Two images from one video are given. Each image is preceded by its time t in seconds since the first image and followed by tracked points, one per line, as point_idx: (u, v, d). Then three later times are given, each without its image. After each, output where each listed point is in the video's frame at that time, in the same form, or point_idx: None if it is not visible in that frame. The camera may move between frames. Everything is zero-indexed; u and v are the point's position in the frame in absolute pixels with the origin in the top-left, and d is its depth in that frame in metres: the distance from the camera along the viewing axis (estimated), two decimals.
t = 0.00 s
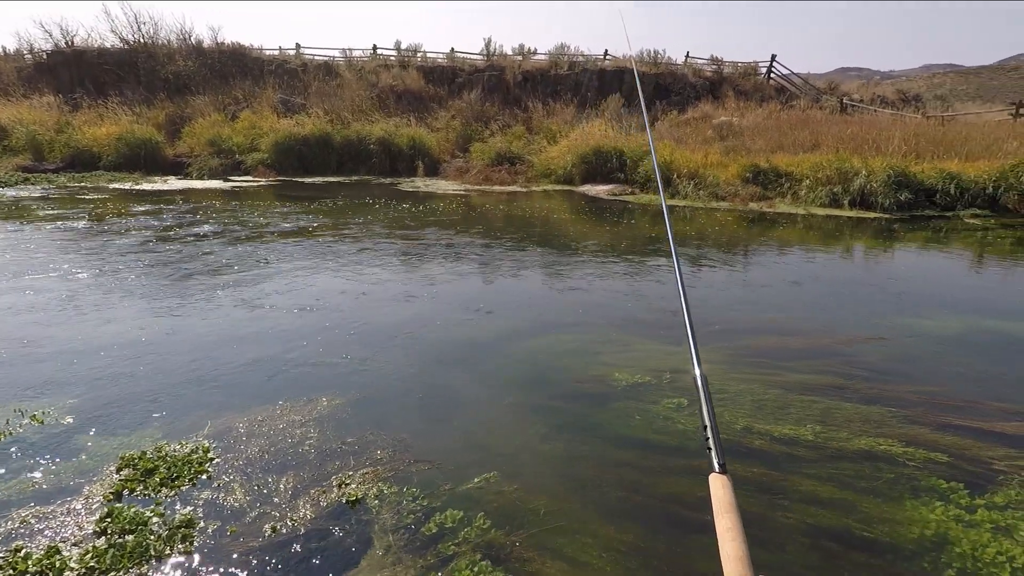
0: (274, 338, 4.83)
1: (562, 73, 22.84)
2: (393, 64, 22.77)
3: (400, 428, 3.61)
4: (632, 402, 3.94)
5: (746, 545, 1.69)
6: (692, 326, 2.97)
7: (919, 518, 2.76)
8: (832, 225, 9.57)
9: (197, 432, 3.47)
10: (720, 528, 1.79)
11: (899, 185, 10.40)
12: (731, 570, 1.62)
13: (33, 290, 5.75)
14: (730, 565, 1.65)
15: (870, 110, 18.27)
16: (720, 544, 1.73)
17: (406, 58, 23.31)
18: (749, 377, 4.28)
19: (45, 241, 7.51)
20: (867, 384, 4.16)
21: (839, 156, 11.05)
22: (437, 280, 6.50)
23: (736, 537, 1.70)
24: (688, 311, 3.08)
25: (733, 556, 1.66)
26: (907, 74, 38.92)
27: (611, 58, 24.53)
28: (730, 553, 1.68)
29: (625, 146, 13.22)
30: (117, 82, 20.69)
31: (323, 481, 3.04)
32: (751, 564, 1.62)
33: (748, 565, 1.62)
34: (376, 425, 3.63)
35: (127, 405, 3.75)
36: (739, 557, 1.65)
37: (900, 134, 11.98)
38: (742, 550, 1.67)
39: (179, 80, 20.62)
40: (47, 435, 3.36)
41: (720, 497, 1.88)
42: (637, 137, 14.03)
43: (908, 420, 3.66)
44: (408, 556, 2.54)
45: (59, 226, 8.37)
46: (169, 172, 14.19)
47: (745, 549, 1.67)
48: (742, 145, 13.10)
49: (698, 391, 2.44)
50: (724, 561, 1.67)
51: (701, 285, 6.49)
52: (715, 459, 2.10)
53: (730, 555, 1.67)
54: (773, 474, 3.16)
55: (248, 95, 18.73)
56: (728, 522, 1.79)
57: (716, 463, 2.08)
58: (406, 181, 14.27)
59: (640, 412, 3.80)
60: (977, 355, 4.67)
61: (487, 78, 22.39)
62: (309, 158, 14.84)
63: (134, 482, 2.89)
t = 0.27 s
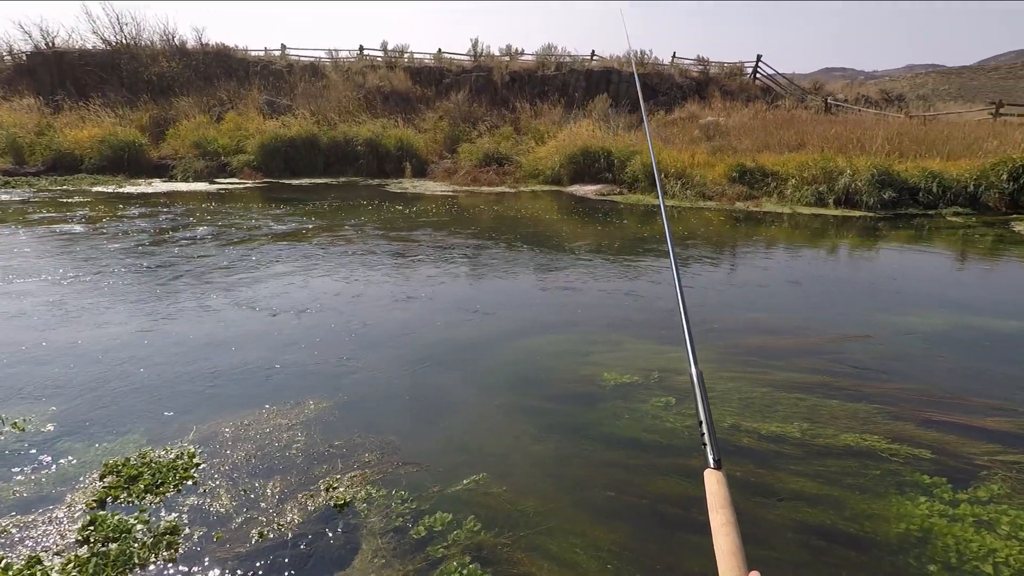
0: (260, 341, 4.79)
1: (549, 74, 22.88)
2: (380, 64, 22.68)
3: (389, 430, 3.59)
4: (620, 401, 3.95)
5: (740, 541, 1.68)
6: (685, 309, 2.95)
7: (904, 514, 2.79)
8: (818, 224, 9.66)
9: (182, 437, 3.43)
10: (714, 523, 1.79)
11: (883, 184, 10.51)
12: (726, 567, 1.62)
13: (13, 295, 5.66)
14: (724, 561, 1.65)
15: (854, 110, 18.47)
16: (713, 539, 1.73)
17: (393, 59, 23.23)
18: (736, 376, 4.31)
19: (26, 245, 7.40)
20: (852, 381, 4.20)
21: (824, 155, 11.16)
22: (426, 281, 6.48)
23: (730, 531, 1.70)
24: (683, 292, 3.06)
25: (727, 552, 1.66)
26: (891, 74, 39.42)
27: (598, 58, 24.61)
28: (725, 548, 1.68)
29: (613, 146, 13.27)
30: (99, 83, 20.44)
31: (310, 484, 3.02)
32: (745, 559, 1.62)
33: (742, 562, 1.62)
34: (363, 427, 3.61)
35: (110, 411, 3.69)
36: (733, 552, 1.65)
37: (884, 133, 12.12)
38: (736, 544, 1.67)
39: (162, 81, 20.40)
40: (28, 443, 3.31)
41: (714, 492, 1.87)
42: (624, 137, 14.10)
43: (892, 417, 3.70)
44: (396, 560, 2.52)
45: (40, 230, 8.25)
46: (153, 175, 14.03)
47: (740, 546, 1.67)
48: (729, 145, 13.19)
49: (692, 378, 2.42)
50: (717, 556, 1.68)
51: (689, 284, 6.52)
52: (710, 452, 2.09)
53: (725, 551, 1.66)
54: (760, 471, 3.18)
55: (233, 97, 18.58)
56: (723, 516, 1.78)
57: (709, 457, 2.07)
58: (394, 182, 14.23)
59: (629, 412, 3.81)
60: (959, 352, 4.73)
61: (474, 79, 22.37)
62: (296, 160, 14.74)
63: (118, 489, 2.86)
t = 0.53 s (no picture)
0: (250, 342, 4.77)
1: (541, 73, 22.90)
2: (371, 64, 22.61)
3: (380, 431, 3.58)
4: (611, 401, 3.95)
5: (739, 537, 1.68)
6: (685, 304, 2.94)
7: (892, 511, 2.81)
8: (808, 223, 9.73)
9: (171, 439, 3.40)
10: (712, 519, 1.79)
11: (872, 184, 10.60)
12: (725, 564, 1.62)
13: None
14: (723, 559, 1.65)
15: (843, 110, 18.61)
16: (712, 535, 1.73)
17: (384, 58, 23.18)
18: (727, 375, 4.33)
19: (12, 246, 7.32)
20: (841, 380, 4.24)
21: (813, 155, 11.23)
22: (418, 281, 6.47)
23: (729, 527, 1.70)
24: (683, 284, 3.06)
25: (726, 548, 1.66)
26: (880, 74, 39.74)
27: (589, 58, 24.66)
28: (723, 544, 1.69)
29: (604, 145, 13.30)
30: (87, 82, 20.25)
31: (301, 485, 3.01)
32: (743, 556, 1.62)
33: (741, 558, 1.62)
34: (355, 428, 3.59)
35: (98, 413, 3.66)
36: (731, 549, 1.65)
37: (873, 133, 12.22)
38: (735, 540, 1.68)
39: (151, 80, 20.25)
40: (15, 445, 3.27)
41: (713, 488, 1.87)
42: (616, 137, 14.13)
43: (881, 415, 3.74)
44: (388, 560, 2.52)
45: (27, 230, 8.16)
46: (142, 175, 13.92)
47: (739, 542, 1.67)
48: (720, 144, 13.25)
49: (692, 373, 2.41)
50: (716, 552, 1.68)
51: (680, 284, 6.55)
52: (709, 448, 2.08)
53: (723, 548, 1.66)
54: (750, 469, 3.20)
55: (223, 96, 18.47)
56: (722, 512, 1.77)
57: (709, 452, 2.07)
58: (386, 182, 14.20)
59: (620, 411, 3.83)
60: (947, 350, 4.78)
61: (466, 78, 22.34)
62: (286, 160, 14.67)
63: (106, 491, 2.83)
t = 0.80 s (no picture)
0: (241, 342, 4.74)
1: (534, 73, 22.90)
2: (363, 63, 22.53)
3: (372, 431, 3.57)
4: (604, 401, 3.96)
5: (739, 531, 1.68)
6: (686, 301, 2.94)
7: (882, 509, 2.83)
8: (799, 223, 9.79)
9: (162, 440, 3.38)
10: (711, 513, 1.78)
11: (862, 183, 10.67)
12: (724, 559, 1.62)
13: None
14: (722, 553, 1.65)
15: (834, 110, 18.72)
16: (712, 529, 1.73)
17: (376, 57, 23.11)
18: (719, 374, 4.35)
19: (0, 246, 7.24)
20: (832, 379, 4.26)
21: (804, 155, 11.30)
22: (410, 281, 6.45)
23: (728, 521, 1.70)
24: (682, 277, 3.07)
25: (726, 543, 1.66)
26: (870, 75, 40.01)
27: (582, 58, 24.68)
28: (723, 538, 1.68)
29: (597, 145, 13.33)
30: (75, 81, 20.07)
31: (293, 486, 2.99)
32: (743, 550, 1.62)
33: (741, 553, 1.62)
34: (347, 428, 3.58)
35: (86, 414, 3.63)
36: (731, 543, 1.65)
37: (863, 133, 12.30)
38: (735, 535, 1.67)
39: (141, 79, 20.11)
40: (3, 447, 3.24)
41: (713, 482, 1.87)
42: (608, 136, 14.16)
43: (871, 413, 3.76)
44: (380, 561, 2.51)
45: (15, 231, 8.08)
46: (132, 174, 13.82)
47: (738, 536, 1.66)
48: (712, 144, 13.30)
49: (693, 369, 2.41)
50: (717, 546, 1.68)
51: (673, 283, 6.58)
52: (709, 444, 2.08)
53: (723, 542, 1.66)
54: (741, 467, 3.22)
55: (214, 95, 18.36)
56: (722, 507, 1.77)
57: (709, 448, 2.06)
58: (378, 181, 14.16)
59: (613, 410, 3.83)
60: (936, 349, 4.82)
61: (458, 77, 22.31)
62: (278, 159, 14.60)
63: (96, 493, 2.80)
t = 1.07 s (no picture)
0: (233, 342, 4.73)
1: (527, 72, 22.91)
2: (356, 62, 22.46)
3: (365, 430, 3.57)
4: (597, 400, 3.97)
5: (740, 528, 1.69)
6: (689, 300, 2.96)
7: (873, 506, 2.85)
8: (791, 222, 9.84)
9: (154, 440, 3.36)
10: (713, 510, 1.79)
11: (854, 183, 10.73)
12: (725, 554, 1.63)
13: None
14: (723, 549, 1.66)
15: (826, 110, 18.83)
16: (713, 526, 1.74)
17: (369, 56, 23.05)
18: (711, 373, 4.37)
19: None
20: (824, 377, 4.29)
21: (796, 154, 11.36)
22: (404, 281, 6.44)
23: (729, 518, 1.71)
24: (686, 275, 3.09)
25: (726, 539, 1.67)
26: (862, 74, 40.25)
27: (575, 58, 24.71)
28: (724, 535, 1.69)
29: (590, 144, 13.35)
30: (65, 79, 19.90)
31: (286, 486, 2.99)
32: (744, 547, 1.63)
33: (742, 549, 1.63)
34: (340, 428, 3.57)
35: (77, 414, 3.61)
36: (731, 540, 1.66)
37: (854, 133, 12.38)
38: (736, 532, 1.68)
39: (132, 77, 19.96)
40: None
41: (715, 479, 1.88)
42: (602, 135, 14.19)
43: (862, 411, 3.79)
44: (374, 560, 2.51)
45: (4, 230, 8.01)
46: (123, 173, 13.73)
47: (739, 533, 1.68)
48: (704, 144, 13.35)
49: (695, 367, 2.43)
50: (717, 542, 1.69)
51: (666, 282, 6.60)
52: (711, 441, 2.09)
53: (724, 539, 1.67)
54: (733, 466, 3.24)
55: (205, 94, 18.26)
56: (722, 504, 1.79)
57: (710, 445, 2.08)
58: (371, 181, 14.13)
59: (606, 409, 3.85)
60: (927, 347, 4.86)
61: (452, 77, 22.29)
62: (270, 158, 14.54)
63: (87, 494, 2.79)
